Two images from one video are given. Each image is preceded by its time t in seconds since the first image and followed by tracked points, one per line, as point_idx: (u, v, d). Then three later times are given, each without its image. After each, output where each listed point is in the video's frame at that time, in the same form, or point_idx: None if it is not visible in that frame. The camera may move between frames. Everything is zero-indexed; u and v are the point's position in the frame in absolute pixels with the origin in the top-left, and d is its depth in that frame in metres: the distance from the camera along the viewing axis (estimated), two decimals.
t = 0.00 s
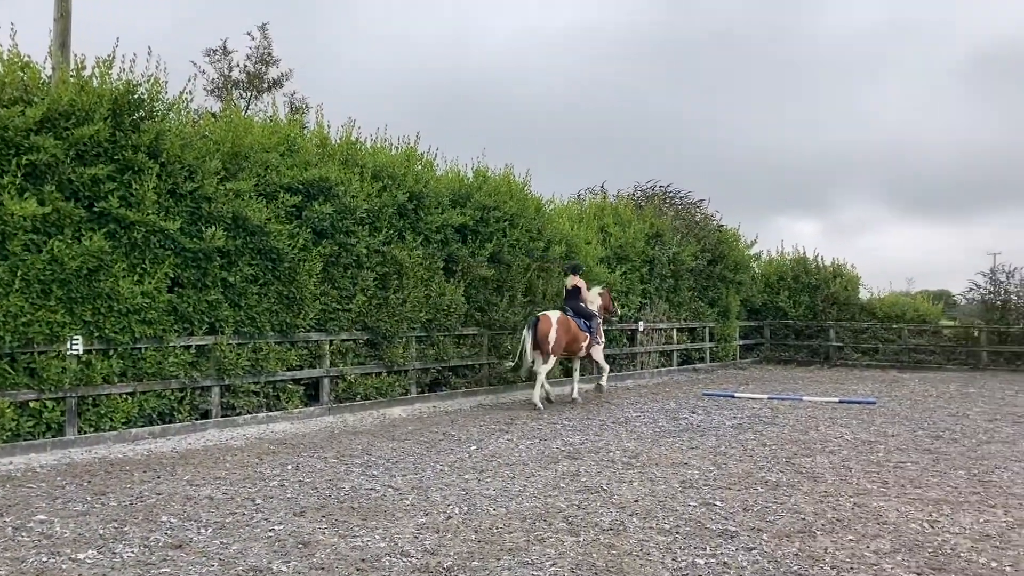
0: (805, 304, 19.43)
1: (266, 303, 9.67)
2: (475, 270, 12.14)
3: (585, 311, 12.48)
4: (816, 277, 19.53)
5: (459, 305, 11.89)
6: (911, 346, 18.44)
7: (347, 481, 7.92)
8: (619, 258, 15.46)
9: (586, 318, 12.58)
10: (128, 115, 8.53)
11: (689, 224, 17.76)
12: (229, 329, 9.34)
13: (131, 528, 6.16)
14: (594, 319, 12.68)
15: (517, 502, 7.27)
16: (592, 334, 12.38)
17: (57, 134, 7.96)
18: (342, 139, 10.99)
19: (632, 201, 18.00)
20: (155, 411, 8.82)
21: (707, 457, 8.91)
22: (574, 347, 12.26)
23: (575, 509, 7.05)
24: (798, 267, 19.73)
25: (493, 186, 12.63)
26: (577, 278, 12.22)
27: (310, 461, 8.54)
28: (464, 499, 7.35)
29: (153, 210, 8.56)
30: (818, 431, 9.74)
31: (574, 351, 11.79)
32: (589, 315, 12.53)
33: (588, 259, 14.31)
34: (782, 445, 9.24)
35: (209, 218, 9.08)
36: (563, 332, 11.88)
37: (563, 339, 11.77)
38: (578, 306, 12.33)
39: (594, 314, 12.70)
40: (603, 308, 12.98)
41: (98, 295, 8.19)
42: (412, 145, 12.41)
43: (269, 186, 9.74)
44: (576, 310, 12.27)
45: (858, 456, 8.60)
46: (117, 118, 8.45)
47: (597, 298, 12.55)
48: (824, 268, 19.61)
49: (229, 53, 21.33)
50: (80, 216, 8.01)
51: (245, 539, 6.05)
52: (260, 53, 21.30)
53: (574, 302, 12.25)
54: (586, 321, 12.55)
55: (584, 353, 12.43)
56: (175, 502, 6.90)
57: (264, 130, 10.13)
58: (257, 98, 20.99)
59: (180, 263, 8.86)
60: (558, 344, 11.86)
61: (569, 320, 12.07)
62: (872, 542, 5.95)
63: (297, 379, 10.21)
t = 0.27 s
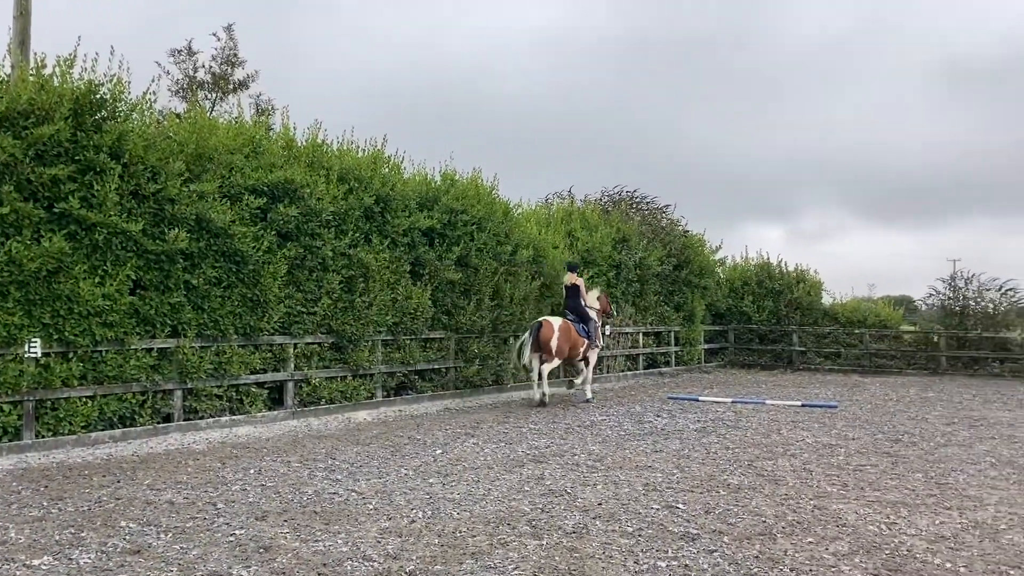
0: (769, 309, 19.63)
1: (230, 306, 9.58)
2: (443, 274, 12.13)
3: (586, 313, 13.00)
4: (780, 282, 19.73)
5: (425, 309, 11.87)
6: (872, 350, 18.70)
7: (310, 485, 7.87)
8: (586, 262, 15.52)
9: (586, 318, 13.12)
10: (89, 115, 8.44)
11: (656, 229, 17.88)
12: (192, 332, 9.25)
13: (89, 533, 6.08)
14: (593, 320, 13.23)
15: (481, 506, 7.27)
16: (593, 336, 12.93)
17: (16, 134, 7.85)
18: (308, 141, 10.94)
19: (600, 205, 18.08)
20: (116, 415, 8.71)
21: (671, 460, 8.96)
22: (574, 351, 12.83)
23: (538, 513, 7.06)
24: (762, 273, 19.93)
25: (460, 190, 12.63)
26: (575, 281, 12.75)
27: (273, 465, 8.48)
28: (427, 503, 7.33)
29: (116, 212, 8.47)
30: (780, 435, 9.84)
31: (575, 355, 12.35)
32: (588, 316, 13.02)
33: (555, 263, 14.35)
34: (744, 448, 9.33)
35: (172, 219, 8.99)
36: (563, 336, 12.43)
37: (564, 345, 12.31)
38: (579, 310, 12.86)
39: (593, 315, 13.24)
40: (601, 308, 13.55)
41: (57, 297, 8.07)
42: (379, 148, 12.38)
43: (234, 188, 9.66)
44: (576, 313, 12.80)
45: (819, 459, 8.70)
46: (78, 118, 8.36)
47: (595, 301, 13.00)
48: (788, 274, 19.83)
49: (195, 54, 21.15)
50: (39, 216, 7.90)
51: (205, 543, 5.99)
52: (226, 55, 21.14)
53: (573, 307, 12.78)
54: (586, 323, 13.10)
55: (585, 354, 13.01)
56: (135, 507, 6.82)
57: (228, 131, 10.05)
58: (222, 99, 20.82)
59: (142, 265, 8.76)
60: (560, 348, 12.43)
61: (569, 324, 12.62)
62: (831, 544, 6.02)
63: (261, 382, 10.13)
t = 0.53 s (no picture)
0: (736, 313, 19.78)
1: (193, 309, 9.46)
2: (411, 277, 12.07)
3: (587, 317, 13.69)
4: (747, 287, 19.89)
5: (393, 313, 11.81)
6: (837, 355, 18.90)
7: (274, 490, 7.78)
8: (555, 267, 15.54)
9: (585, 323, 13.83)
10: (50, 114, 8.30)
11: (624, 233, 17.95)
12: (155, 335, 9.12)
13: (46, 541, 5.97)
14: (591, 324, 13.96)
15: (447, 511, 7.24)
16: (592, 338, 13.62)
17: None
18: (275, 143, 10.84)
19: (568, 210, 18.11)
20: (76, 419, 8.56)
21: (637, 465, 8.98)
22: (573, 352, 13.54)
23: (504, 518, 7.04)
24: (729, 277, 20.07)
25: (429, 193, 12.58)
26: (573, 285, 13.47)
27: (237, 470, 8.38)
28: (393, 509, 7.28)
29: (77, 213, 8.33)
30: (746, 439, 9.90)
31: (577, 356, 13.01)
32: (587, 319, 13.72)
33: (524, 267, 14.35)
34: (711, 452, 9.37)
35: (135, 221, 8.86)
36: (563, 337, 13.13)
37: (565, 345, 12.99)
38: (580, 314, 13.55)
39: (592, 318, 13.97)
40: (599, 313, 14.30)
41: (16, 299, 7.91)
42: (346, 150, 12.30)
43: (198, 190, 9.55)
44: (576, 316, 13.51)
45: (784, 463, 8.76)
46: (38, 117, 8.22)
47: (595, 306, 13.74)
48: (755, 279, 19.99)
49: (160, 54, 20.91)
50: None
51: (165, 551, 5.90)
52: (192, 55, 20.93)
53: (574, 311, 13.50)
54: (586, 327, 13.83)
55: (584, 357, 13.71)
56: (94, 513, 6.70)
57: (193, 132, 9.94)
58: (187, 100, 20.59)
59: (104, 267, 8.63)
60: (560, 348, 13.13)
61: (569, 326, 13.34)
62: (795, 547, 6.06)
63: (225, 386, 10.02)
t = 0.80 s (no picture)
0: (701, 318, 19.92)
1: (156, 313, 9.35)
2: (377, 281, 12.02)
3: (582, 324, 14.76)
4: (712, 291, 20.05)
5: (358, 317, 11.76)
6: (800, 359, 19.11)
7: (236, 496, 7.70)
8: (522, 271, 15.56)
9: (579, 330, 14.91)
10: (9, 115, 8.17)
11: (590, 237, 18.03)
12: (116, 339, 8.99)
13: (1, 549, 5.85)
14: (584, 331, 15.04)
15: (411, 516, 7.21)
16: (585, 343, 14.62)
17: None
18: (239, 146, 10.75)
19: (535, 214, 18.15)
20: (34, 425, 8.41)
21: (602, 468, 9.01)
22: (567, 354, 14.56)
23: (469, 522, 7.02)
24: (694, 282, 20.23)
25: (395, 197, 12.54)
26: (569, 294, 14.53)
27: (199, 476, 8.28)
28: (356, 514, 7.24)
29: (35, 215, 8.19)
30: (709, 442, 9.97)
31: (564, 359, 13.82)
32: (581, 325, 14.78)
33: (490, 271, 14.35)
34: (675, 456, 9.42)
35: (96, 224, 8.73)
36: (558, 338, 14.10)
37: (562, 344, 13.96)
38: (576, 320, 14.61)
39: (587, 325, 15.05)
40: (593, 321, 15.38)
41: None
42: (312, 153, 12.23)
43: (161, 192, 9.44)
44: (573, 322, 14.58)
45: (747, 467, 8.83)
46: None
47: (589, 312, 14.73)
48: (720, 284, 20.15)
49: (122, 55, 20.66)
50: None
51: (124, 558, 5.81)
52: (155, 56, 20.71)
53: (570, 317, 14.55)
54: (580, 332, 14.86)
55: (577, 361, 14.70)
56: (51, 521, 6.58)
57: (156, 134, 9.82)
58: (150, 102, 20.36)
59: (63, 271, 8.49)
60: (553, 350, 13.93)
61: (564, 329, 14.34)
62: (756, 550, 6.11)
63: (187, 391, 9.91)
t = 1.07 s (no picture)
0: (664, 322, 20.06)
1: (114, 317, 9.21)
2: (340, 285, 11.95)
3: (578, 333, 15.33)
4: (675, 296, 20.20)
5: (321, 322, 11.67)
6: (761, 363, 19.30)
7: (195, 503, 7.60)
8: (486, 275, 15.56)
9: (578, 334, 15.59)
10: None
11: (555, 242, 18.08)
12: (73, 344, 8.84)
13: None
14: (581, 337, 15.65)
15: (373, 522, 7.17)
16: (581, 350, 15.29)
17: None
18: (200, 148, 10.64)
19: (500, 219, 18.17)
20: None
21: (565, 472, 9.02)
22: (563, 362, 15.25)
23: (431, 528, 7.00)
24: (657, 287, 20.36)
25: (359, 201, 12.48)
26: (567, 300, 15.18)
27: (158, 482, 8.16)
28: (317, 520, 7.18)
29: None
30: (672, 446, 10.04)
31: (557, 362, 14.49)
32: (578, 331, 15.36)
33: (455, 275, 14.33)
34: (637, 459, 9.47)
35: (52, 227, 8.58)
36: (553, 345, 14.73)
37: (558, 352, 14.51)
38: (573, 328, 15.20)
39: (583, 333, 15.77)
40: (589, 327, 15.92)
41: None
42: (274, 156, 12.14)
43: (120, 195, 9.31)
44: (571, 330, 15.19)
45: (708, 470, 8.90)
46: None
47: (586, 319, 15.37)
48: (683, 288, 20.30)
49: (81, 55, 20.35)
50: None
51: (80, 566, 5.71)
52: (114, 57, 20.44)
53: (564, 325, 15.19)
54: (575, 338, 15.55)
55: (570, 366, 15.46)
56: (4, 529, 6.45)
57: (115, 136, 9.69)
58: (109, 103, 20.08)
59: (18, 274, 8.32)
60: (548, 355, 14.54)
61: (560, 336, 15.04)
62: (717, 552, 6.16)
63: (146, 396, 9.77)
